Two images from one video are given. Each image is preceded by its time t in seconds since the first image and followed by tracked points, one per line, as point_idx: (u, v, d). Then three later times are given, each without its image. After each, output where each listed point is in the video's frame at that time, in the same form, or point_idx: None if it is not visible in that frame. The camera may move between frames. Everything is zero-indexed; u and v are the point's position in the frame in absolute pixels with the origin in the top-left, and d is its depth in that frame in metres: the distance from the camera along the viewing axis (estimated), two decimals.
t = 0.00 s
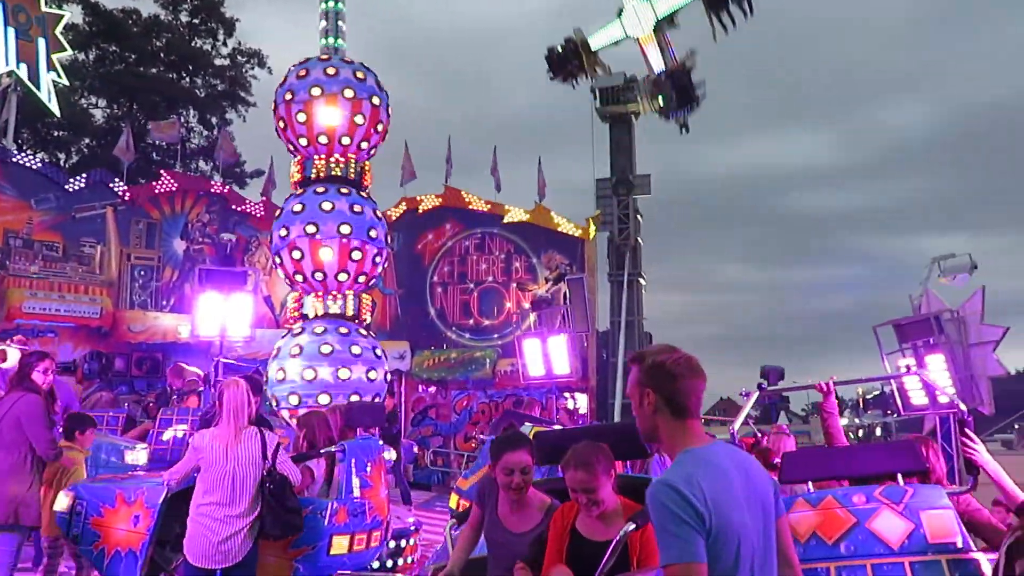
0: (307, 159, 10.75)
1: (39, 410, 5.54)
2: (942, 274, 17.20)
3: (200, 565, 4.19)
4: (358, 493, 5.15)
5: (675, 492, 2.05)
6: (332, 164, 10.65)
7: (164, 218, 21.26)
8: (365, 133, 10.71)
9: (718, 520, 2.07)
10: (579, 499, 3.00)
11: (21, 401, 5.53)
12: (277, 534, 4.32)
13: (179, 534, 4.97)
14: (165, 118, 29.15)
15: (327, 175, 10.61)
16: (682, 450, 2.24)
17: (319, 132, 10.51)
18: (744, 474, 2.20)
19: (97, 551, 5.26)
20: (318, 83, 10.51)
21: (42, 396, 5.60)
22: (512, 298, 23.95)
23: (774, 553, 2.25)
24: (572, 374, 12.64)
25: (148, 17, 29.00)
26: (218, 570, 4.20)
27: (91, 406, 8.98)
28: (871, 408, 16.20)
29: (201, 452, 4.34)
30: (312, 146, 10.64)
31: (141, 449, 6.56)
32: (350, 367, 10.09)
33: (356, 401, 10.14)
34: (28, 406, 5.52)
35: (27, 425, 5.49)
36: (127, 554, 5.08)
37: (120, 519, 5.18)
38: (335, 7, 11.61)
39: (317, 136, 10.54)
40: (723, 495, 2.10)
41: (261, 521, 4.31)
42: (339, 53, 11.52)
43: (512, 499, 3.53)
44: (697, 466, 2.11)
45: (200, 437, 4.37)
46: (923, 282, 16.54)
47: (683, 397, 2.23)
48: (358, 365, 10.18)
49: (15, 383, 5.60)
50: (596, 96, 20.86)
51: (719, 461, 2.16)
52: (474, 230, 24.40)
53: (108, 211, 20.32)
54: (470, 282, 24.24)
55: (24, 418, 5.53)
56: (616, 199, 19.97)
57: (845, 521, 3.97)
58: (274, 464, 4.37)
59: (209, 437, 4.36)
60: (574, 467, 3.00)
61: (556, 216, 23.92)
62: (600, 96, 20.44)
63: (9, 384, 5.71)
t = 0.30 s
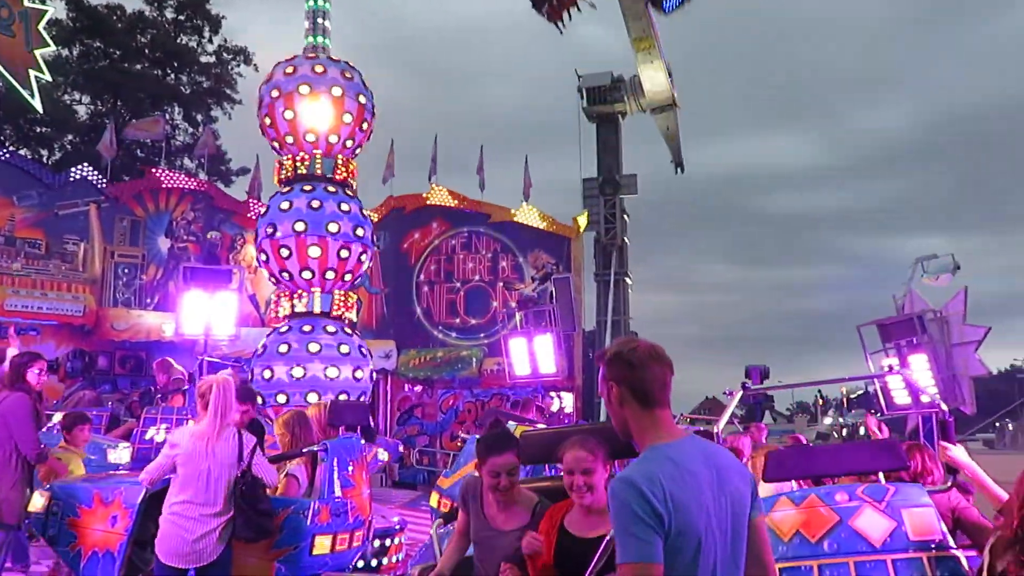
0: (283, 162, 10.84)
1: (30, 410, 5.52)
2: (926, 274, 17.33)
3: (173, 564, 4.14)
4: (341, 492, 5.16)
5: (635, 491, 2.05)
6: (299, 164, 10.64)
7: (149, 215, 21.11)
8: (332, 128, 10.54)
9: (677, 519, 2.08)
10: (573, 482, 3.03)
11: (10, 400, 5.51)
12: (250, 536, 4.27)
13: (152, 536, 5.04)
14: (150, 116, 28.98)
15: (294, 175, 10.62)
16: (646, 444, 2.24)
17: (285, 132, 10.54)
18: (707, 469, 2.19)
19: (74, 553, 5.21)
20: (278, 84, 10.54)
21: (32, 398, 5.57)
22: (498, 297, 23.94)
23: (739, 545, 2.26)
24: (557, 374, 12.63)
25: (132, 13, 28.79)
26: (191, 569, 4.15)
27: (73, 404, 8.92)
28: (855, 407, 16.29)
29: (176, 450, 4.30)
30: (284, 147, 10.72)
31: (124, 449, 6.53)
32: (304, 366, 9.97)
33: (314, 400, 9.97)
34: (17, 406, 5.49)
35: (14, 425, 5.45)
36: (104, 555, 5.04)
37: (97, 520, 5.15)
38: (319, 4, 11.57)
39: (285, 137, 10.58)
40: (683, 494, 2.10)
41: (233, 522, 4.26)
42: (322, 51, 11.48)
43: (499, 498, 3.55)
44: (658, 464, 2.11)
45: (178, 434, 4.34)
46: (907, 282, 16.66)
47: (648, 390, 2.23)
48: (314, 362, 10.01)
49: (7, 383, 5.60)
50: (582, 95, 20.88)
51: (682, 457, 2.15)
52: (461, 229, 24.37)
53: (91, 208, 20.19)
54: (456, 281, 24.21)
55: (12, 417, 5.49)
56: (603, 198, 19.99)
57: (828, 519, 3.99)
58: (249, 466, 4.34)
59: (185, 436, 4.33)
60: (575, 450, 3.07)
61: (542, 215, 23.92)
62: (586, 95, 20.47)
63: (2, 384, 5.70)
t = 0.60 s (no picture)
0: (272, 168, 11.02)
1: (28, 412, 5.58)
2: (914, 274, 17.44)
3: (138, 568, 4.12)
4: (331, 492, 5.13)
5: (620, 488, 2.05)
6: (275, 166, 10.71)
7: (137, 214, 21.00)
8: (297, 125, 10.44)
9: (663, 521, 2.06)
10: (580, 468, 3.09)
11: (7, 401, 5.54)
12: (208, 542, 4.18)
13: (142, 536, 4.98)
14: (139, 114, 28.86)
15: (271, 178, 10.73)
16: (645, 443, 2.24)
17: (262, 138, 10.69)
18: (703, 475, 2.16)
19: (59, 554, 5.18)
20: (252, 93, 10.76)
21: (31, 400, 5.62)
22: (488, 296, 23.93)
23: (730, 555, 2.23)
24: (547, 373, 12.65)
25: (121, 11, 28.64)
26: (157, 571, 4.13)
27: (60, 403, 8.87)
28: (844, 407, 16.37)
29: (136, 454, 4.26)
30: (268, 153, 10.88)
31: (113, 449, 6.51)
32: (265, 365, 9.96)
33: (276, 400, 9.92)
34: (14, 408, 5.53)
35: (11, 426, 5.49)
36: (89, 556, 5.03)
37: (83, 521, 5.13)
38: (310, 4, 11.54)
39: (263, 142, 10.73)
40: (673, 497, 2.07)
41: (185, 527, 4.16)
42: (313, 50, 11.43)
43: (495, 494, 3.53)
44: (651, 463, 2.10)
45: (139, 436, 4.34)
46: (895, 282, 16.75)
47: (653, 385, 2.23)
48: (284, 362, 9.94)
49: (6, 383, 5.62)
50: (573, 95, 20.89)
51: (678, 459, 2.13)
52: (451, 228, 24.36)
53: (79, 207, 20.02)
54: (447, 280, 24.19)
55: (9, 418, 5.52)
56: (593, 198, 20.02)
57: (818, 518, 4.00)
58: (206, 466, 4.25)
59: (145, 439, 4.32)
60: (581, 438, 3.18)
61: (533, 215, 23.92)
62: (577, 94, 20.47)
63: None
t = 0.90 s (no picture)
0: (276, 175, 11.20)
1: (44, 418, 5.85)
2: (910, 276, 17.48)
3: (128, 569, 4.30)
4: (330, 494, 5.12)
5: (616, 490, 2.06)
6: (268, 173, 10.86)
7: (134, 216, 20.98)
8: (275, 129, 10.43)
9: (661, 523, 2.06)
10: (565, 480, 3.03)
11: (22, 405, 5.80)
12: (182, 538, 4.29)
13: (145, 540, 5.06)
14: (135, 116, 28.80)
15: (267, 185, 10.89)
16: (640, 445, 2.25)
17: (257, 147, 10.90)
18: (701, 474, 2.16)
19: (54, 557, 5.16)
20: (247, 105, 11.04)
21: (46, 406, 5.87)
22: (485, 298, 23.93)
23: (731, 557, 2.23)
24: (544, 375, 12.64)
25: (118, 12, 28.60)
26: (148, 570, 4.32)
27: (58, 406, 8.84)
28: (841, 408, 16.38)
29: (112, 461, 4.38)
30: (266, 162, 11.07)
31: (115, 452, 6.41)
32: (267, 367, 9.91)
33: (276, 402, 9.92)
34: (28, 411, 5.78)
35: (25, 429, 5.73)
36: (86, 558, 5.06)
37: (77, 525, 5.13)
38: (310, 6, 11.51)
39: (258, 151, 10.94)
40: (672, 498, 2.07)
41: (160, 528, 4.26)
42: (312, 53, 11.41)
43: (498, 500, 3.54)
44: (649, 465, 2.10)
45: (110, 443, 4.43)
46: (891, 284, 16.79)
47: (646, 387, 2.24)
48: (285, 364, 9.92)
49: (20, 388, 5.88)
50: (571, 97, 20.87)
51: (676, 461, 2.13)
52: (448, 230, 24.34)
53: (76, 208, 20.02)
54: (444, 282, 24.18)
55: (22, 422, 5.77)
56: (590, 200, 20.02)
57: (817, 519, 4.00)
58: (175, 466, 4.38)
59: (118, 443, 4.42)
60: (562, 449, 3.12)
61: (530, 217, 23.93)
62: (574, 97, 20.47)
63: (10, 390, 5.96)
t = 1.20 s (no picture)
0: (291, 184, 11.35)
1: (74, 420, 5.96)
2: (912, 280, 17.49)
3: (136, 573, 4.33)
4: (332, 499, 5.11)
5: (608, 502, 2.05)
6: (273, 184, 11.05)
7: (136, 221, 21.01)
8: (264, 140, 10.63)
9: (654, 534, 2.06)
10: (548, 501, 3.11)
11: (49, 415, 5.91)
12: (174, 536, 4.27)
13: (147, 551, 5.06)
14: (138, 122, 28.88)
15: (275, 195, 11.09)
16: (623, 455, 2.24)
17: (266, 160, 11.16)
18: (687, 479, 2.17)
19: (53, 564, 5.16)
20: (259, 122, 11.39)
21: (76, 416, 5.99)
22: (487, 303, 23.97)
23: (720, 557, 2.24)
24: (547, 380, 12.66)
25: (120, 18, 28.67)
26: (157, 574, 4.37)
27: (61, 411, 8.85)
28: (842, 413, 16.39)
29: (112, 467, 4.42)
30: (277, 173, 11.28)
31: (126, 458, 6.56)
32: (271, 373, 9.90)
33: (280, 407, 9.87)
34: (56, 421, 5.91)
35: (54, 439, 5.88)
36: (87, 564, 5.06)
37: (78, 531, 5.13)
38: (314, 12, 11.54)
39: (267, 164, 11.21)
40: (662, 507, 2.07)
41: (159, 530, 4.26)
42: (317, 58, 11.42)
43: (497, 504, 3.55)
44: (636, 474, 2.10)
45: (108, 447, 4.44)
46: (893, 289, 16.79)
47: (621, 399, 2.24)
48: (289, 369, 9.91)
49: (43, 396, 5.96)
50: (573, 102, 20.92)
51: (663, 467, 2.13)
52: (450, 235, 24.39)
53: (79, 214, 20.06)
54: (446, 287, 24.20)
55: (49, 431, 5.90)
56: (592, 205, 20.07)
57: (820, 525, 4.00)
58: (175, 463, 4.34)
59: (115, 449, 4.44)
60: (537, 472, 3.18)
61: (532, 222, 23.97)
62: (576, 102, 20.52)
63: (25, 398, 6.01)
